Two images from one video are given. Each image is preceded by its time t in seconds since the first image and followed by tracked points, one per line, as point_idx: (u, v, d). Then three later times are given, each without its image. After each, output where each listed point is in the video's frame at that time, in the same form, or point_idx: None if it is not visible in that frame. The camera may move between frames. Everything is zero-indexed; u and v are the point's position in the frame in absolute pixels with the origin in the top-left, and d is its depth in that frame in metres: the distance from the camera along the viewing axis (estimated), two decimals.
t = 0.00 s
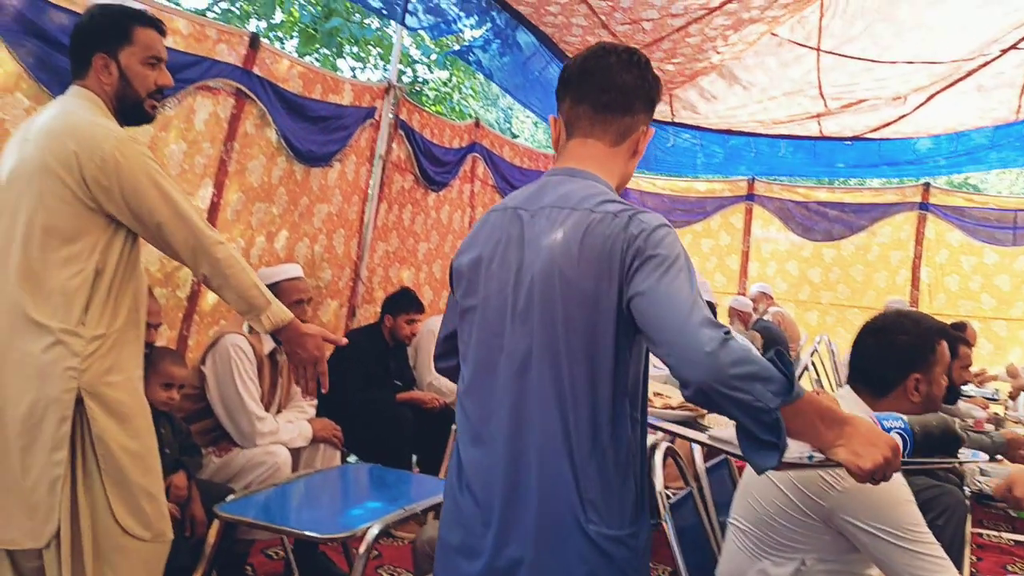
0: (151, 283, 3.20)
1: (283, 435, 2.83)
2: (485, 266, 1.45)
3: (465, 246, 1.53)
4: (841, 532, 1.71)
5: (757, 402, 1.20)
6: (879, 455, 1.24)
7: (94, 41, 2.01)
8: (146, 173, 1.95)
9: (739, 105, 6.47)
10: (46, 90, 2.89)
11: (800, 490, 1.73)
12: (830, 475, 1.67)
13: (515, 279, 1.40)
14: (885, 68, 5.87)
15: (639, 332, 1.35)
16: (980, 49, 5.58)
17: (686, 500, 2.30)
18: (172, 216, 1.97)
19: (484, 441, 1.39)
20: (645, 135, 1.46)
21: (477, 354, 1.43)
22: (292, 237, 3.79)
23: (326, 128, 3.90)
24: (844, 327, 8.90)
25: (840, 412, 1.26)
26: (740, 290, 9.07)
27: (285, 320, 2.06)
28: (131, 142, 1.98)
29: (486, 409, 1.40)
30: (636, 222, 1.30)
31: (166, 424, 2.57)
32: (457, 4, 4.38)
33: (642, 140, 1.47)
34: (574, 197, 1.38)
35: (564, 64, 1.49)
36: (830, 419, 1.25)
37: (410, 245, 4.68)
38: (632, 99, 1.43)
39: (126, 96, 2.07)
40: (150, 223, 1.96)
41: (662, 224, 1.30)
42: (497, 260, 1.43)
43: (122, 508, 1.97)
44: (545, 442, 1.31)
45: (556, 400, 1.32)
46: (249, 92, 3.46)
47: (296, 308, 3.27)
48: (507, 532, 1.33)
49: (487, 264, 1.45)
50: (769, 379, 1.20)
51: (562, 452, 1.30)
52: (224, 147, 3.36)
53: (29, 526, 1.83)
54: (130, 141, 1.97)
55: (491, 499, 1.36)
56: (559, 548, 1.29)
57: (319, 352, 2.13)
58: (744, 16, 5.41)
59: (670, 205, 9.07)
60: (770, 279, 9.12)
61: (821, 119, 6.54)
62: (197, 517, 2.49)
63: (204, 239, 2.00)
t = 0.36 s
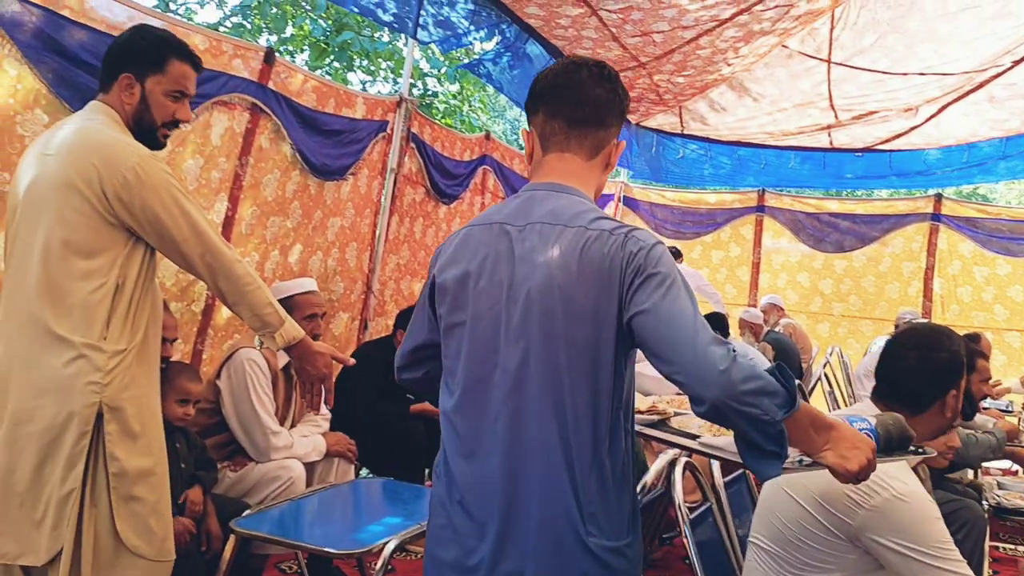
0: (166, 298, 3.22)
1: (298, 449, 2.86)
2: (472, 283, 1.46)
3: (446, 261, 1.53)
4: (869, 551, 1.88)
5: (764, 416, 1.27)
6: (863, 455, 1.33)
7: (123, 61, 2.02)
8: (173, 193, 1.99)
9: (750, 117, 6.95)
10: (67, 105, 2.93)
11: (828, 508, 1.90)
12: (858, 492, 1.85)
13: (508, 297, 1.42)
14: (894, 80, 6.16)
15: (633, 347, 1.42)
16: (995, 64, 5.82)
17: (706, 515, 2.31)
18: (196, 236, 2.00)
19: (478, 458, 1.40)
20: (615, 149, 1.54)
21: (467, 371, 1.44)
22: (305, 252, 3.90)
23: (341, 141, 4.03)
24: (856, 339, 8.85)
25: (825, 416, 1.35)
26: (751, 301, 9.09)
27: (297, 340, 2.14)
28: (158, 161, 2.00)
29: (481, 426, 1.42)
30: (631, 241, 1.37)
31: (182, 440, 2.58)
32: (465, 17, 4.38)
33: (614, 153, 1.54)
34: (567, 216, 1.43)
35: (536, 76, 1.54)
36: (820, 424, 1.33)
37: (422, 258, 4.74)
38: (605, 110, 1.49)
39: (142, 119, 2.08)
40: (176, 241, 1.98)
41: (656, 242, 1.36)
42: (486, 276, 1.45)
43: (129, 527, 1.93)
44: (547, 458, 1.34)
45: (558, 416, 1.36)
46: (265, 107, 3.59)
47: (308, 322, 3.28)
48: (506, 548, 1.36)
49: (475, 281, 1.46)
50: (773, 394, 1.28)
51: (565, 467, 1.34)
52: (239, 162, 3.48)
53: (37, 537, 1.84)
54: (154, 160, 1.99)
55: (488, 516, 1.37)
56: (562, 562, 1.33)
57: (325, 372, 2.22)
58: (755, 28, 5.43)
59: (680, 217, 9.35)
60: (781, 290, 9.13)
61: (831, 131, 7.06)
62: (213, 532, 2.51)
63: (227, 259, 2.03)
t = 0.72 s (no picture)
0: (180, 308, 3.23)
1: (311, 461, 2.88)
2: (471, 288, 1.47)
3: (439, 267, 1.53)
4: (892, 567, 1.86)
5: (769, 415, 1.35)
6: (841, 447, 1.46)
7: (148, 78, 2.04)
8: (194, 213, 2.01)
9: (760, 125, 6.98)
10: (85, 116, 2.96)
11: (849, 523, 1.90)
12: (877, 504, 1.85)
13: (512, 302, 1.43)
14: (906, 88, 6.18)
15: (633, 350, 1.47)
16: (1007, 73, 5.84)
17: (723, 528, 2.31)
18: (214, 256, 2.03)
19: (484, 463, 1.41)
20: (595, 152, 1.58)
21: (469, 376, 1.45)
22: (317, 263, 4.05)
23: (353, 153, 4.19)
24: (867, 347, 8.81)
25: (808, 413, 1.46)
26: (761, 310, 9.11)
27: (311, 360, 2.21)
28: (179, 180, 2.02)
29: (484, 430, 1.42)
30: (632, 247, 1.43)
31: (195, 450, 2.58)
32: (474, 27, 4.38)
33: (594, 157, 1.58)
34: (566, 222, 1.47)
35: (514, 80, 1.56)
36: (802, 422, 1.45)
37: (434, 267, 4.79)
38: (584, 114, 1.54)
39: (164, 135, 2.10)
40: (193, 261, 2.00)
41: (656, 248, 1.42)
42: (487, 281, 1.46)
43: (134, 548, 1.93)
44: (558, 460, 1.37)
45: (567, 418, 1.38)
46: (279, 119, 3.68)
47: (320, 333, 3.28)
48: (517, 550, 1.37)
49: (474, 286, 1.47)
50: (775, 394, 1.37)
51: (576, 468, 1.37)
52: (251, 172, 3.54)
53: (41, 559, 1.82)
54: (174, 178, 2.01)
55: (496, 520, 1.38)
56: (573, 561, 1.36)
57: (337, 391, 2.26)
58: (765, 37, 5.44)
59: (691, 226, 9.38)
60: (792, 299, 9.13)
61: (842, 139, 7.10)
62: (227, 543, 2.52)
63: (240, 282, 2.06)
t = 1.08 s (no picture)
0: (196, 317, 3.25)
1: (326, 470, 2.94)
2: (483, 296, 1.48)
3: (444, 276, 1.52)
4: None
5: (776, 408, 1.45)
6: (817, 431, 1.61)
7: (170, 81, 2.05)
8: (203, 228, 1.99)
9: (773, 133, 7.00)
10: (106, 126, 2.99)
11: (872, 532, 1.88)
12: (901, 513, 1.84)
13: (528, 308, 1.45)
14: (920, 95, 6.17)
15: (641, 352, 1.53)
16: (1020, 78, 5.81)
17: (743, 539, 2.29)
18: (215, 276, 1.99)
19: (506, 469, 1.40)
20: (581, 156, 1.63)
21: (485, 383, 1.44)
22: (331, 272, 4.14)
23: (367, 162, 4.26)
24: (882, 355, 8.75)
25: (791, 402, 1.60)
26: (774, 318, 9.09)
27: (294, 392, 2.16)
28: (194, 191, 2.01)
29: (504, 437, 1.42)
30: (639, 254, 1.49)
31: (211, 460, 2.60)
32: (486, 35, 4.39)
33: (580, 163, 1.63)
34: (573, 231, 1.51)
35: (501, 90, 1.60)
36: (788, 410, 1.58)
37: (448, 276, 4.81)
38: (569, 121, 1.58)
39: (189, 136, 2.11)
40: (195, 277, 1.96)
41: (659, 253, 1.50)
42: (500, 289, 1.48)
43: (147, 559, 1.93)
44: (586, 459, 1.40)
45: (591, 419, 1.42)
46: (293, 128, 3.71)
47: (331, 341, 3.23)
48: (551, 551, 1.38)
49: (485, 294, 1.48)
50: (779, 388, 1.48)
51: (604, 465, 1.41)
52: (266, 182, 3.59)
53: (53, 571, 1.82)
54: (189, 190, 2.00)
55: (528, 522, 1.38)
56: (604, 553, 1.40)
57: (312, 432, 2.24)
58: (778, 44, 5.43)
59: (702, 233, 9.46)
60: (805, 306, 9.11)
61: (855, 146, 7.13)
62: (242, 552, 2.53)
63: (232, 305, 2.01)
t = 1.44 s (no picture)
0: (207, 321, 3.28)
1: (337, 475, 2.94)
2: (492, 305, 1.48)
3: (450, 285, 1.50)
4: None
5: (772, 404, 1.52)
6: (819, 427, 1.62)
7: (192, 85, 2.05)
8: (203, 231, 1.96)
9: (783, 136, 7.03)
10: (119, 132, 3.02)
11: (886, 537, 1.86)
12: (916, 517, 1.82)
13: (538, 316, 1.46)
14: (932, 99, 6.19)
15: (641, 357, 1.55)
16: None
17: (756, 543, 2.28)
18: (204, 282, 1.93)
19: (523, 474, 1.40)
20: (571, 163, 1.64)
21: (498, 391, 1.44)
22: (341, 276, 4.16)
23: (376, 166, 4.26)
24: (893, 359, 8.70)
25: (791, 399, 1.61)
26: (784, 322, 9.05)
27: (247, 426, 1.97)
28: (198, 194, 1.98)
29: (515, 445, 1.41)
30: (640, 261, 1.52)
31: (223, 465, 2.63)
32: (494, 39, 4.39)
33: (571, 170, 1.64)
34: (575, 239, 1.53)
35: (489, 101, 1.61)
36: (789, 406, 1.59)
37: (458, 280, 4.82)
38: (559, 130, 1.60)
39: (208, 142, 2.11)
40: (185, 281, 1.92)
41: (655, 259, 1.54)
42: (508, 297, 1.48)
43: (155, 565, 1.92)
44: (599, 462, 1.42)
45: (601, 424, 1.44)
46: (303, 133, 3.73)
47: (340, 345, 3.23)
48: (569, 552, 1.39)
49: (493, 302, 1.48)
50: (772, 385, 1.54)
51: (615, 467, 1.44)
52: (276, 186, 3.61)
53: None
54: (196, 192, 1.97)
55: (544, 527, 1.39)
56: (617, 552, 1.42)
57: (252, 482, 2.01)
58: (787, 47, 5.43)
59: (712, 237, 9.45)
60: (816, 310, 9.07)
61: (865, 150, 7.15)
62: (254, 557, 2.53)
63: (221, 313, 1.94)
